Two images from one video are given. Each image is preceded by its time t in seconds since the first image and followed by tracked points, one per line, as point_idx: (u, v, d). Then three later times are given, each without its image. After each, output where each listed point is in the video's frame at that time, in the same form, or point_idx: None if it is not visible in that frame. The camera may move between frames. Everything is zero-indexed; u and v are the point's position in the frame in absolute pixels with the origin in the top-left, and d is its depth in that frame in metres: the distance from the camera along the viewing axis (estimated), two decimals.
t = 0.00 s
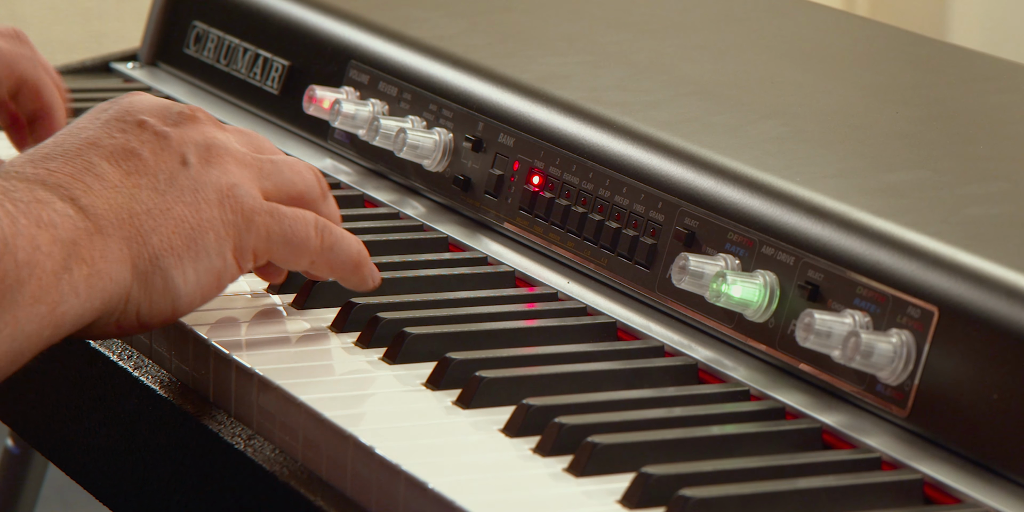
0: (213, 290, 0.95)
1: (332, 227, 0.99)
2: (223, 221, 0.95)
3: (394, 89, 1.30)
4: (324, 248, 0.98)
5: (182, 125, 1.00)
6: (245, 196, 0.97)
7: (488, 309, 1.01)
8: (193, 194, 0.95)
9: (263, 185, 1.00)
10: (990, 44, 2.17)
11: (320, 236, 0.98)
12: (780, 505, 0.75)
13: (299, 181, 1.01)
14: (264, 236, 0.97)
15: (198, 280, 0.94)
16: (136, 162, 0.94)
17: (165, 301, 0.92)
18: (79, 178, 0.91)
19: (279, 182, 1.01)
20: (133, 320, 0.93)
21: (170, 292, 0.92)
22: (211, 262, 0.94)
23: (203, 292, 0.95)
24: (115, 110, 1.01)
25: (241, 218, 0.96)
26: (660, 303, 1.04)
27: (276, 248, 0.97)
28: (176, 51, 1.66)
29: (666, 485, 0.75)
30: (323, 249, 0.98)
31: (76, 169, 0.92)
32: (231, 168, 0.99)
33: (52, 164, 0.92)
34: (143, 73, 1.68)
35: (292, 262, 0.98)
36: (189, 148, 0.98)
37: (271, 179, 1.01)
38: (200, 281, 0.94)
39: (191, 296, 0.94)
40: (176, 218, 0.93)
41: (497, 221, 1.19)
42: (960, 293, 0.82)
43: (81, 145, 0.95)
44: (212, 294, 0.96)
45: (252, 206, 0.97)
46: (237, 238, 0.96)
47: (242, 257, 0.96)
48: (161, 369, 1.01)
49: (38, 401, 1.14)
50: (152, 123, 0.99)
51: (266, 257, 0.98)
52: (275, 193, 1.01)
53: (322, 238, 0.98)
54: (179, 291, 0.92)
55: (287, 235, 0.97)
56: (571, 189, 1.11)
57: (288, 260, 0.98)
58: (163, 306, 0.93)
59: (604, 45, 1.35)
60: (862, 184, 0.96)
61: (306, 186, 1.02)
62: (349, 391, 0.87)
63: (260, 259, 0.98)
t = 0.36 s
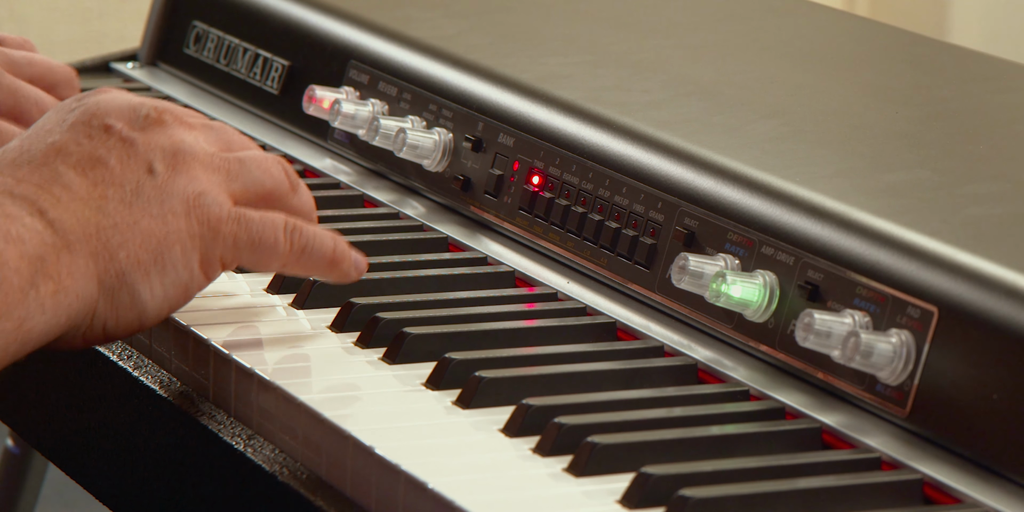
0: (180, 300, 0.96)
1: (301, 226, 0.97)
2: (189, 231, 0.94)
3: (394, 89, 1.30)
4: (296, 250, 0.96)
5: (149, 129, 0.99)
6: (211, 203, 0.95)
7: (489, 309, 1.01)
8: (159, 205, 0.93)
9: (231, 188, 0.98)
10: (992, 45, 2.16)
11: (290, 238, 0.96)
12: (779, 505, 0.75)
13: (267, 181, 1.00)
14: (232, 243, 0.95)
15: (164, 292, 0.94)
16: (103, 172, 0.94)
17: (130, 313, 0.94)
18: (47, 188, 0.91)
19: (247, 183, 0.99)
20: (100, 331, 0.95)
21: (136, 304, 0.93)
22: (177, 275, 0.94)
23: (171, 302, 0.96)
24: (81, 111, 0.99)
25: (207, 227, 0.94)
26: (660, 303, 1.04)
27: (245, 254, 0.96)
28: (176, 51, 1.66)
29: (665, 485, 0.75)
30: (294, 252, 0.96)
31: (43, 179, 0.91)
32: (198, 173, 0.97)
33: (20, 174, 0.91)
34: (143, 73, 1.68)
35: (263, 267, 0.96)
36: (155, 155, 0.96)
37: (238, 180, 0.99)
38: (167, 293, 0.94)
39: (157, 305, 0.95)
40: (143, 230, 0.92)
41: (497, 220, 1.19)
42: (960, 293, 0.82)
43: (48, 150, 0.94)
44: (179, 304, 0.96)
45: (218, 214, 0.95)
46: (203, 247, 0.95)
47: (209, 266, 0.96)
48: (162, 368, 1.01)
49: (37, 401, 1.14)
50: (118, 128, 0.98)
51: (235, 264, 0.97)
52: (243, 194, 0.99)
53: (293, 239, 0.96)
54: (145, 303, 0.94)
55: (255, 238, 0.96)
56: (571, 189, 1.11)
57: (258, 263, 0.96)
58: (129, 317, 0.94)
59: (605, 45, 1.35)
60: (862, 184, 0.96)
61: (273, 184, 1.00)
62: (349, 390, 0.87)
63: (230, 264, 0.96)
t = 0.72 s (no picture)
0: (186, 300, 0.96)
1: (307, 230, 0.98)
2: (193, 229, 0.93)
3: (394, 89, 1.30)
4: (302, 249, 0.96)
5: (155, 135, 0.98)
6: (216, 203, 0.95)
7: (489, 309, 1.01)
8: (162, 205, 0.93)
9: (239, 186, 0.97)
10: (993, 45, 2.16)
11: (298, 234, 0.96)
12: (780, 505, 0.75)
13: (277, 177, 0.99)
14: (236, 244, 0.95)
15: (169, 291, 0.94)
16: (104, 177, 0.94)
17: (135, 313, 0.94)
18: (51, 192, 0.91)
19: (256, 181, 0.98)
20: (101, 331, 0.95)
21: (140, 303, 0.93)
22: (181, 274, 0.94)
23: (176, 302, 0.95)
24: (88, 121, 0.99)
25: (212, 227, 0.94)
26: (659, 304, 1.04)
27: (251, 254, 0.95)
28: (176, 51, 1.66)
29: (665, 485, 0.75)
30: (300, 250, 0.96)
31: (47, 183, 0.92)
32: (204, 173, 0.96)
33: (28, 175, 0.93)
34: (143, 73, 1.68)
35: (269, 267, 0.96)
36: (158, 158, 0.95)
37: (247, 180, 0.97)
38: (171, 292, 0.94)
39: (162, 304, 0.94)
40: (145, 230, 0.92)
41: (497, 220, 1.19)
42: (960, 293, 0.82)
43: (52, 158, 0.94)
44: (185, 303, 0.96)
45: (224, 214, 0.95)
46: (207, 248, 0.94)
47: (214, 266, 0.95)
48: (162, 368, 1.01)
49: (37, 401, 1.14)
50: (122, 136, 0.97)
51: (239, 263, 0.96)
52: (254, 191, 0.98)
53: (301, 239, 0.97)
54: (149, 302, 0.94)
55: (263, 237, 0.95)
56: (571, 189, 1.11)
57: (264, 263, 0.96)
58: (133, 317, 0.94)
59: (605, 45, 1.35)
60: (862, 184, 0.96)
61: (286, 181, 0.99)
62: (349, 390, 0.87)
63: (234, 264, 0.96)
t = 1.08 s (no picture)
0: (305, 228, 1.00)
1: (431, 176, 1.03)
2: (318, 162, 0.99)
3: (394, 89, 1.30)
4: (422, 196, 1.02)
5: (297, 85, 1.05)
6: (343, 146, 1.00)
7: (488, 309, 1.01)
8: (291, 137, 0.99)
9: (370, 142, 1.02)
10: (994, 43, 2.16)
11: (418, 183, 1.02)
12: (780, 505, 0.75)
13: (409, 147, 1.02)
14: (358, 181, 1.00)
15: (288, 215, 0.98)
16: (237, 113, 1.01)
17: (254, 230, 0.98)
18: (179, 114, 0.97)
19: (386, 143, 1.02)
20: (221, 247, 0.98)
21: (257, 218, 0.97)
22: (302, 200, 0.98)
23: (294, 231, 0.99)
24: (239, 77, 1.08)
25: (334, 165, 1.00)
26: (659, 304, 1.04)
27: (373, 194, 1.01)
28: (176, 51, 1.66)
29: (665, 485, 0.75)
30: (419, 196, 1.02)
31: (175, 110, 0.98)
32: (340, 121, 1.03)
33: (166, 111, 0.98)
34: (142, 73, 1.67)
35: (392, 211, 1.03)
36: (297, 103, 1.03)
37: (381, 138, 1.02)
38: (290, 215, 0.98)
39: (280, 228, 0.99)
40: (268, 155, 0.97)
41: (497, 220, 1.19)
42: (960, 293, 0.82)
43: (192, 99, 1.02)
44: (303, 236, 1.00)
45: (350, 156, 1.00)
46: (330, 183, 1.00)
47: (335, 202, 1.00)
48: (162, 368, 1.01)
49: (37, 401, 1.14)
50: (268, 82, 1.05)
51: (361, 204, 1.02)
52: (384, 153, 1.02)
53: (422, 183, 1.02)
54: (269, 220, 0.98)
55: (383, 181, 1.01)
56: (571, 189, 1.11)
57: (386, 206, 1.02)
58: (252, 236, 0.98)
59: (605, 45, 1.35)
60: (862, 184, 0.96)
61: (418, 153, 1.03)
62: (348, 390, 0.87)
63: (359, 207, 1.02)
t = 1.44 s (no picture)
0: (252, 236, 0.98)
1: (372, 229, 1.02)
2: (271, 169, 0.97)
3: (394, 89, 1.30)
4: (360, 241, 1.01)
5: (261, 91, 1.03)
6: (300, 157, 0.99)
7: (489, 309, 1.01)
8: (251, 140, 0.98)
9: (328, 155, 1.01)
10: (993, 42, 2.16)
11: (362, 226, 1.01)
12: (780, 505, 0.75)
13: (366, 161, 1.01)
14: (308, 199, 0.99)
15: (238, 219, 0.96)
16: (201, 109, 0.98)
17: (200, 226, 0.95)
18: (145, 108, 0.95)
19: (346, 157, 1.01)
20: (177, 241, 0.97)
21: (208, 217, 0.95)
22: (253, 206, 0.96)
23: (241, 235, 0.97)
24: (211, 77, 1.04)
25: (288, 176, 0.98)
26: (659, 303, 1.04)
27: (314, 215, 0.99)
28: (175, 50, 1.66)
29: (665, 485, 0.75)
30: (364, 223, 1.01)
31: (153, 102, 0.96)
32: (298, 127, 1.01)
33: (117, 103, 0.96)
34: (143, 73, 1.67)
35: (321, 241, 1.01)
36: (259, 105, 1.00)
37: (342, 154, 1.01)
38: (240, 218, 0.96)
39: (229, 229, 0.96)
40: (225, 154, 0.95)
41: (497, 220, 1.19)
42: (960, 293, 0.82)
43: (153, 94, 0.99)
44: (251, 242, 0.99)
45: (304, 168, 0.99)
46: (280, 195, 0.98)
47: (284, 215, 0.99)
48: (161, 368, 1.01)
49: (37, 401, 1.14)
50: (230, 84, 1.02)
51: (305, 224, 1.00)
52: (339, 165, 1.01)
53: (364, 233, 1.01)
54: (219, 221, 0.96)
55: (324, 214, 1.00)
56: (571, 189, 1.11)
57: (325, 239, 1.01)
58: (200, 232, 0.96)
59: (605, 45, 1.35)
60: (863, 184, 0.96)
61: (373, 169, 1.01)
62: (348, 391, 0.87)
63: (300, 228, 1.00)
